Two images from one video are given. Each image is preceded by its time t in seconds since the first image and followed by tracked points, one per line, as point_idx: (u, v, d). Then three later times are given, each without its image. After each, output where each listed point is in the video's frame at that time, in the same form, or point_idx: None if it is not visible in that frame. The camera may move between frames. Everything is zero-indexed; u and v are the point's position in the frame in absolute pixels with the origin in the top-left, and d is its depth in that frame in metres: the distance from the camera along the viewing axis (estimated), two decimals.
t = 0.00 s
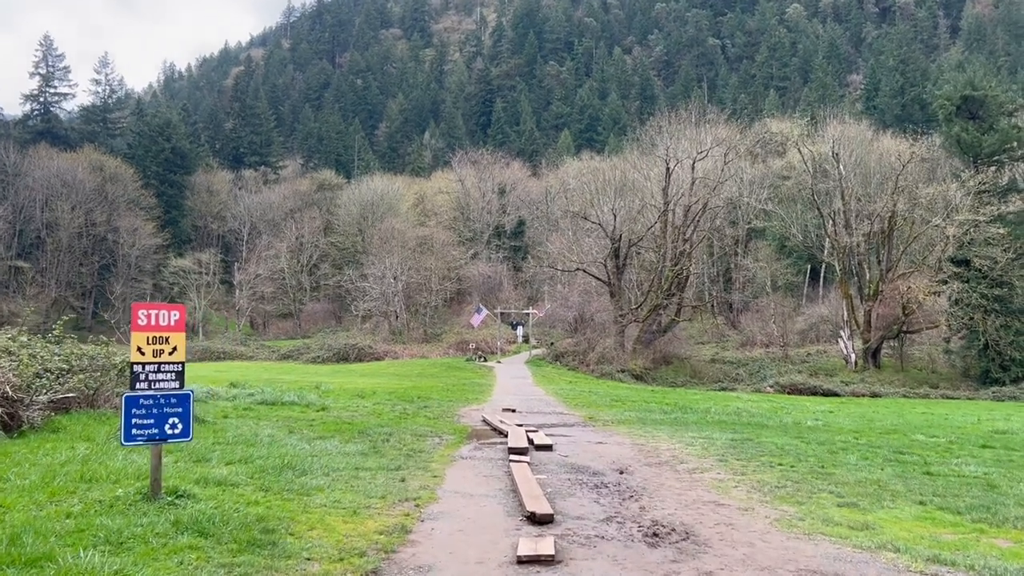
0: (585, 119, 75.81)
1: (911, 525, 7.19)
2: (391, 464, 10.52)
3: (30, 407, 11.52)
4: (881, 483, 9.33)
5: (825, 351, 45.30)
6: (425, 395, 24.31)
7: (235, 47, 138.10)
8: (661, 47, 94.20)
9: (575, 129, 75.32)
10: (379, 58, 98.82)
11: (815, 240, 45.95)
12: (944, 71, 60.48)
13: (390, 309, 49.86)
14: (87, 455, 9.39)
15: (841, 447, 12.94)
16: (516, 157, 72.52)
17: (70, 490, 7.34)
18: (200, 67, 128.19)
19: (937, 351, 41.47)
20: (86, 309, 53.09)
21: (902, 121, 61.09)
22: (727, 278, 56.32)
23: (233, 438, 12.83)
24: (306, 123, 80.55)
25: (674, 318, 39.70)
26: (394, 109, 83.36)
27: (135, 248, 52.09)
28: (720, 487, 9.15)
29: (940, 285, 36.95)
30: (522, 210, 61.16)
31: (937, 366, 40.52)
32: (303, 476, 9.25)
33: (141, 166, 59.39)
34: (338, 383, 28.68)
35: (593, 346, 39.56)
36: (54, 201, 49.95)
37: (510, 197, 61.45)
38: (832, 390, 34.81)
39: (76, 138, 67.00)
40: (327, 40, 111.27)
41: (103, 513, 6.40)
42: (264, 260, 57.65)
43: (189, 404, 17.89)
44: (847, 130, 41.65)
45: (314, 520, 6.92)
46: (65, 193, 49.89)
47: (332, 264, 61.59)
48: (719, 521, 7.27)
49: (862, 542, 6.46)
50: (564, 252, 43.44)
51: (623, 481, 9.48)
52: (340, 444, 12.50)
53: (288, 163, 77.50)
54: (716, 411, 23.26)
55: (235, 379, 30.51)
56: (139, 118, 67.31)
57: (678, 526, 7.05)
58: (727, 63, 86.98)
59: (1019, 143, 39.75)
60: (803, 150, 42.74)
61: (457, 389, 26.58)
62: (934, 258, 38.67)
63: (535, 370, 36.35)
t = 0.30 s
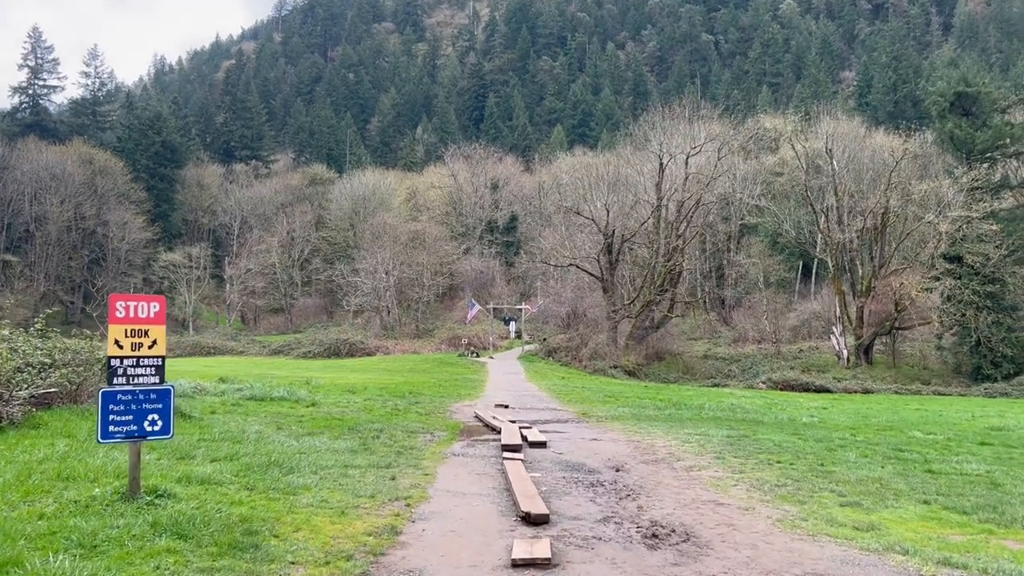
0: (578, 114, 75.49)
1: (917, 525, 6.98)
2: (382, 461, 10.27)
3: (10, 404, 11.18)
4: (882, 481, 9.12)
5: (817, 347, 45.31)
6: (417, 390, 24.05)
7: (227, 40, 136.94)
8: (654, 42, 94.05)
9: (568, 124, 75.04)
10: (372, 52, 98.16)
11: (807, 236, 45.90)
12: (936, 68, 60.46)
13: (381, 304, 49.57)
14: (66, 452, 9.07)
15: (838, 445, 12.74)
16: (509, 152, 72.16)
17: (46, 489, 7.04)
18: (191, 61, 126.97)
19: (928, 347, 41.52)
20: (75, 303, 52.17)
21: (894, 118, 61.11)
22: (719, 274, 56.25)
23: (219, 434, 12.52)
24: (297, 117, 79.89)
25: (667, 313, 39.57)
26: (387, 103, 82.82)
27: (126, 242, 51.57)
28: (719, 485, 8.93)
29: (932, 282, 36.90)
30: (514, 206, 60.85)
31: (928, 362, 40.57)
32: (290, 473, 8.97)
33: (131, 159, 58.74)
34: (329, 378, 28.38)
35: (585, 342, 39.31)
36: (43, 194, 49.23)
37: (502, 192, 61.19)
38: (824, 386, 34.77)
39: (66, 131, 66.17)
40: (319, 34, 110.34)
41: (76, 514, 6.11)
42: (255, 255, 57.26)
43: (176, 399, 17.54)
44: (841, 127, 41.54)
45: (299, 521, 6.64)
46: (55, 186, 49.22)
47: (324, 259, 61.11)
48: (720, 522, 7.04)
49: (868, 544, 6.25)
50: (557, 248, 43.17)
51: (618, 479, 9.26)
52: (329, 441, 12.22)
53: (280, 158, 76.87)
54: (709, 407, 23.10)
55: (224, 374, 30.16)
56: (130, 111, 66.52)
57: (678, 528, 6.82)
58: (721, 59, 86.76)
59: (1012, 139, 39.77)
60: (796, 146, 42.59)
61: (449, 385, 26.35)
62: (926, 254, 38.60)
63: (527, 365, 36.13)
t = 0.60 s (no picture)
0: (573, 107, 75.11)
1: (930, 521, 6.73)
2: (376, 454, 9.98)
3: None
4: (890, 475, 8.88)
5: (812, 340, 45.22)
6: (411, 383, 23.78)
7: (220, 31, 135.85)
8: (650, 35, 93.66)
9: (563, 117, 74.68)
10: (366, 44, 97.43)
11: (803, 229, 45.76)
12: (932, 62, 60.32)
13: (376, 297, 49.24)
14: (48, 443, 8.77)
15: (841, 437, 12.50)
16: (504, 144, 71.78)
17: (24, 483, 6.75)
18: (184, 52, 125.85)
19: (923, 340, 41.43)
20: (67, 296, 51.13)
21: (889, 112, 60.94)
22: (715, 267, 55.98)
23: (208, 426, 12.23)
24: (291, 108, 79.27)
25: (663, 306, 39.36)
26: (381, 95, 82.25)
27: (118, 234, 51.18)
28: (723, 479, 8.68)
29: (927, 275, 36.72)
30: (509, 198, 60.49)
31: (923, 356, 40.53)
32: (280, 467, 8.68)
33: (123, 150, 58.12)
34: (323, 370, 28.08)
35: (580, 334, 39.08)
36: (34, 185, 48.64)
37: (497, 184, 60.83)
38: (819, 378, 34.68)
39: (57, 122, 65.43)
40: (314, 25, 109.43)
41: (53, 510, 5.81)
42: (248, 246, 57.27)
43: (165, 390, 17.21)
44: (837, 119, 41.33)
45: (289, 516, 6.36)
46: (46, 177, 48.62)
47: (317, 251, 60.70)
48: (726, 517, 6.79)
49: (883, 540, 6.00)
50: (552, 240, 42.89)
51: (618, 472, 9.00)
52: (322, 433, 11.92)
53: (274, 149, 76.27)
54: (708, 399, 22.88)
55: (217, 365, 29.84)
56: (122, 101, 65.83)
57: (683, 523, 6.56)
58: (716, 52, 86.32)
59: (1008, 133, 39.59)
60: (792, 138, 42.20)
61: (444, 377, 26.10)
62: (921, 247, 38.41)
63: (522, 357, 35.92)
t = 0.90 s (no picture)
0: (567, 100, 74.68)
1: (942, 522, 6.48)
2: (367, 451, 9.68)
3: None
4: (897, 474, 8.63)
5: (806, 334, 45.11)
6: (404, 377, 23.49)
7: (213, 22, 134.62)
8: (644, 28, 93.34)
9: (557, 110, 74.28)
10: (360, 36, 96.64)
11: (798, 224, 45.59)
12: (926, 56, 60.17)
13: (369, 290, 48.88)
14: (24, 440, 8.43)
15: (842, 433, 12.27)
16: (498, 137, 71.31)
17: None
18: (176, 43, 124.51)
19: (918, 335, 41.35)
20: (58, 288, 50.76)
21: (884, 106, 60.79)
22: (709, 262, 55.82)
23: (195, 422, 11.88)
24: (284, 101, 78.54)
25: (657, 300, 39.13)
26: (374, 87, 81.63)
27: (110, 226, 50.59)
28: (725, 477, 8.42)
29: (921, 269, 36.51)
30: (503, 191, 60.11)
31: (918, 350, 40.46)
32: (267, 464, 8.37)
33: (115, 141, 57.43)
34: (315, 363, 27.73)
35: (574, 328, 38.80)
36: (24, 176, 47.88)
37: (492, 176, 60.42)
38: (813, 373, 34.54)
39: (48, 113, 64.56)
40: (307, 17, 108.25)
41: (22, 513, 5.48)
42: (241, 239, 56.53)
43: (152, 384, 16.87)
44: (833, 113, 41.08)
45: (274, 518, 6.06)
46: (37, 169, 47.90)
47: (310, 244, 60.19)
48: (731, 518, 6.53)
49: (897, 543, 5.74)
50: (547, 234, 42.55)
51: (617, 471, 8.74)
52: (311, 429, 11.59)
53: (266, 142, 75.56)
54: (704, 394, 22.67)
55: (207, 359, 29.44)
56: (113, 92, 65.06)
57: (687, 525, 6.30)
58: (711, 45, 85.88)
59: (1004, 127, 39.39)
60: (786, 133, 41.56)
61: (437, 371, 25.83)
62: (917, 242, 38.21)
63: (516, 351, 35.64)
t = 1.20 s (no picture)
0: (561, 96, 74.32)
1: (952, 525, 6.23)
2: (356, 449, 9.38)
3: None
4: (902, 473, 8.38)
5: (800, 330, 45.04)
6: (396, 372, 23.18)
7: (206, 16, 133.49)
8: (639, 24, 93.07)
9: (551, 105, 73.92)
10: (353, 30, 95.99)
11: (792, 220, 45.48)
12: (921, 53, 60.11)
13: (362, 285, 48.54)
14: None
15: (843, 431, 12.03)
16: (492, 132, 70.93)
17: None
18: (169, 37, 123.39)
19: (911, 331, 41.31)
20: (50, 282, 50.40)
21: (877, 103, 60.71)
22: (703, 258, 55.66)
23: (179, 418, 11.54)
24: (277, 95, 77.92)
25: (651, 296, 38.94)
26: (368, 82, 81.08)
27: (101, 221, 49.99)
28: (725, 476, 8.15)
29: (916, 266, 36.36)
30: (497, 186, 59.80)
31: (911, 347, 40.43)
32: (251, 463, 8.07)
33: (107, 135, 56.79)
34: (305, 359, 27.35)
35: (568, 324, 38.58)
36: (14, 170, 46.88)
37: (486, 172, 60.05)
38: (807, 369, 34.42)
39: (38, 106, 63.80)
40: (301, 10, 107.21)
41: None
42: (233, 234, 56.17)
43: (138, 379, 16.51)
44: (828, 109, 40.90)
45: (255, 521, 5.76)
46: (27, 162, 47.13)
47: (303, 239, 59.72)
48: (735, 521, 6.25)
49: (910, 549, 5.48)
50: (540, 229, 42.26)
51: (614, 470, 8.45)
52: (299, 426, 11.27)
53: (259, 136, 74.92)
54: (699, 390, 22.46)
55: (197, 354, 29.05)
56: (105, 85, 64.35)
57: (687, 527, 6.02)
58: (705, 41, 85.55)
59: (998, 124, 39.51)
60: (781, 128, 41.10)
61: (430, 367, 25.56)
62: (911, 238, 38.10)
63: (510, 347, 35.35)
